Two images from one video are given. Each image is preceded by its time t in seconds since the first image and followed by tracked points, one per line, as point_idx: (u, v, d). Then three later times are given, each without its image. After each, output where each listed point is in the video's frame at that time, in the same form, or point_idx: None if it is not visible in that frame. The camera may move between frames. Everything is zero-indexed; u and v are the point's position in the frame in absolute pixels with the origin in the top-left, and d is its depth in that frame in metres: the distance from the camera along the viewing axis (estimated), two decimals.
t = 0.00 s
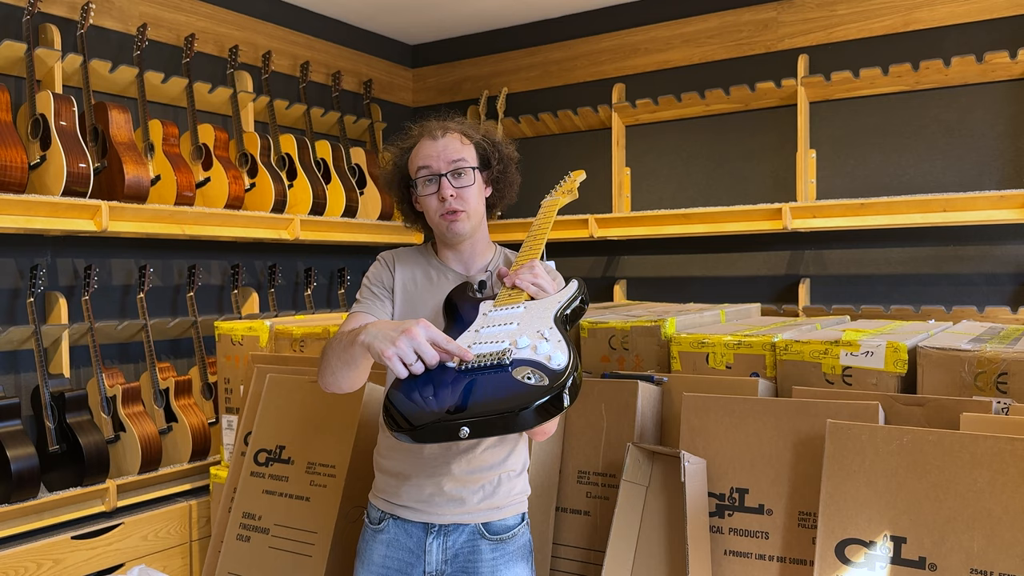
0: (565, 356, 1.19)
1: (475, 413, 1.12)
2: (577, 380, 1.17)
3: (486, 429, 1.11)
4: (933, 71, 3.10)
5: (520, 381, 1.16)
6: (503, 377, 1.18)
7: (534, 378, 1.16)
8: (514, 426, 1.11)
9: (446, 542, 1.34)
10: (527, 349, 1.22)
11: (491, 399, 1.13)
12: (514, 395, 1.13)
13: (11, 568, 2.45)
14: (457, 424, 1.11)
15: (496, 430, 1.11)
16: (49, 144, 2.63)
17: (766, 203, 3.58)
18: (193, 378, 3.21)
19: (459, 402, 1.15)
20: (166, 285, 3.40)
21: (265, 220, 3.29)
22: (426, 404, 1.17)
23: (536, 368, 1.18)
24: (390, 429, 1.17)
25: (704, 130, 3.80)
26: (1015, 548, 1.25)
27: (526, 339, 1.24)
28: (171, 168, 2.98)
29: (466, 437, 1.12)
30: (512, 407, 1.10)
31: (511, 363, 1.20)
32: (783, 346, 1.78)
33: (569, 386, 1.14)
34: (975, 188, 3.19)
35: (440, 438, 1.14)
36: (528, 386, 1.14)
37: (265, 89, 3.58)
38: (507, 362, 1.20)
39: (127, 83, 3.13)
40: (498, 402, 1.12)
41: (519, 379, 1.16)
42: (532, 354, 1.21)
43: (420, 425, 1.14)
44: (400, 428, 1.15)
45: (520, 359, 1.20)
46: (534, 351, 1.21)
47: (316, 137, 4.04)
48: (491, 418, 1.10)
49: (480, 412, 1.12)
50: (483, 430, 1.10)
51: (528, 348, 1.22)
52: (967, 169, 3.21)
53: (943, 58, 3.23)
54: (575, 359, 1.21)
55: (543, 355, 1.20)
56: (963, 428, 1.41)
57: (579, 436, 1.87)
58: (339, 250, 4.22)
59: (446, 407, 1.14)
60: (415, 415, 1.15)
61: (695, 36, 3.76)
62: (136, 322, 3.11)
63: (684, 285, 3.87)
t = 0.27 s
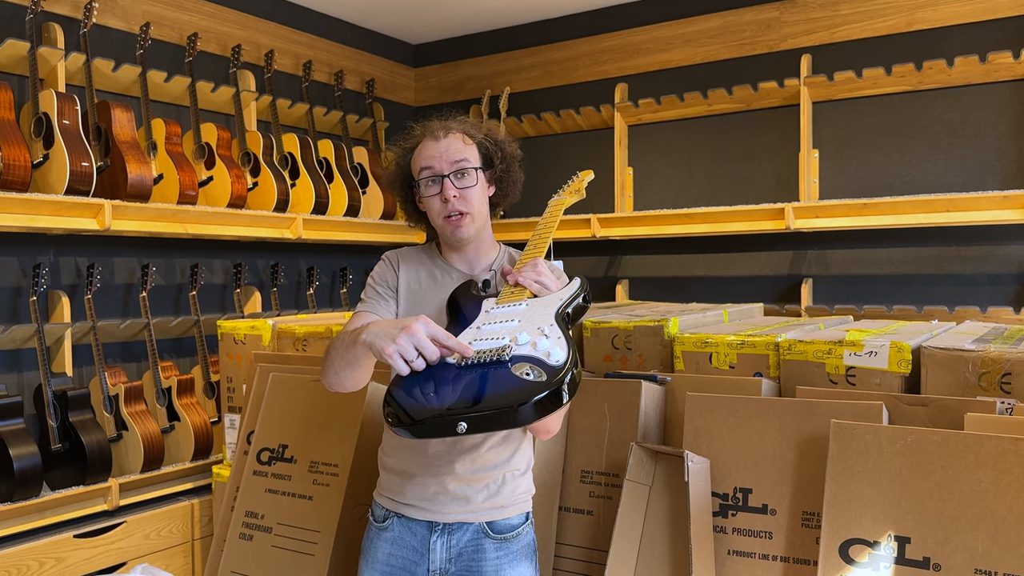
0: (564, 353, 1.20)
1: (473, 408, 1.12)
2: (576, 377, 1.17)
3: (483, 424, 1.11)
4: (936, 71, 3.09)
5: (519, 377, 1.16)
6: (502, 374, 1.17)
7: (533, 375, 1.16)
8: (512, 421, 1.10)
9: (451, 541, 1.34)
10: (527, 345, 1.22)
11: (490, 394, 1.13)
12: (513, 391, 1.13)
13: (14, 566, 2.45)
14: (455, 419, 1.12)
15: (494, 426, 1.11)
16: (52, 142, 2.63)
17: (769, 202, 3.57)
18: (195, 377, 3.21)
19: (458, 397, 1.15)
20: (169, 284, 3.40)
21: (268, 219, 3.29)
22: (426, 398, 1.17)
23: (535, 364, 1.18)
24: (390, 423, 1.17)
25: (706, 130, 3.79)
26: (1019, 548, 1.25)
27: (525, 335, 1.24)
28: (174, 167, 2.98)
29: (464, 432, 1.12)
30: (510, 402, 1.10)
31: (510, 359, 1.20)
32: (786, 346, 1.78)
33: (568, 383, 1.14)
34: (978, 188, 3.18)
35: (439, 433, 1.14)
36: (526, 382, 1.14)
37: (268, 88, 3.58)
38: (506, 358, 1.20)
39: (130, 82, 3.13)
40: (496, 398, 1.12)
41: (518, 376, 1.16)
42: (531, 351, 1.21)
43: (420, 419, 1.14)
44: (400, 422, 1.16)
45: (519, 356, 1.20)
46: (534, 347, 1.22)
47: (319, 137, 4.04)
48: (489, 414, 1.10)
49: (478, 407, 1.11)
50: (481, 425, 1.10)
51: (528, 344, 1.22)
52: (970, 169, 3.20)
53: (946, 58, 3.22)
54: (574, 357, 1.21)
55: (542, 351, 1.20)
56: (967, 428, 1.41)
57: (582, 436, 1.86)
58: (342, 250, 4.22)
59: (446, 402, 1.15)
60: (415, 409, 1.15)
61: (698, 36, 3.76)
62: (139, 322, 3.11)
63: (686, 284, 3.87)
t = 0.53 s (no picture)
0: (563, 356, 1.19)
1: (474, 412, 1.12)
2: (575, 380, 1.17)
3: (483, 428, 1.11)
4: (939, 72, 3.09)
5: (519, 380, 1.15)
6: (502, 377, 1.17)
7: (532, 378, 1.15)
8: (513, 423, 1.11)
9: (454, 541, 1.34)
10: (527, 348, 1.21)
11: (490, 397, 1.13)
12: (513, 394, 1.13)
13: (16, 566, 2.45)
14: (456, 423, 1.12)
15: (495, 430, 1.11)
16: (55, 141, 2.63)
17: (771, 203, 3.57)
18: (197, 376, 3.22)
19: (458, 400, 1.15)
20: (171, 283, 3.40)
21: (270, 219, 3.30)
22: (426, 400, 1.16)
23: (534, 367, 1.17)
24: (391, 425, 1.17)
25: (709, 130, 3.79)
26: None
27: (525, 338, 1.23)
28: (176, 167, 2.98)
29: (462, 435, 1.12)
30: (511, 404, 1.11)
31: (509, 362, 1.19)
32: (789, 347, 1.78)
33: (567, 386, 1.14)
34: (981, 189, 3.18)
35: (439, 435, 1.14)
36: (525, 386, 1.14)
37: (270, 88, 3.58)
38: (506, 361, 1.19)
39: (133, 81, 3.13)
40: (497, 402, 1.12)
41: (517, 379, 1.15)
42: (530, 354, 1.20)
43: (421, 421, 1.14)
44: (401, 424, 1.15)
45: (519, 358, 1.19)
46: (533, 350, 1.21)
47: (321, 136, 4.04)
48: (490, 418, 1.10)
49: (479, 411, 1.11)
50: (482, 430, 1.10)
51: (527, 347, 1.21)
52: (973, 170, 3.20)
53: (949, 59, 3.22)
54: (573, 361, 1.20)
55: (542, 354, 1.19)
56: (971, 429, 1.41)
57: (584, 436, 1.86)
58: (344, 249, 4.22)
59: (447, 404, 1.14)
60: (415, 412, 1.15)
61: (701, 36, 3.76)
62: (141, 321, 3.12)
63: (689, 285, 3.86)
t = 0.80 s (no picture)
0: (564, 365, 1.19)
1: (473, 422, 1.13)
2: (576, 388, 1.18)
3: (482, 438, 1.12)
4: (942, 73, 3.08)
5: (518, 390, 1.16)
6: (502, 386, 1.17)
7: (532, 388, 1.16)
8: (514, 433, 1.11)
9: (458, 542, 1.34)
10: (528, 356, 1.21)
11: (489, 406, 1.14)
12: (512, 404, 1.13)
13: (18, 565, 2.45)
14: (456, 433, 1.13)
15: (495, 441, 1.12)
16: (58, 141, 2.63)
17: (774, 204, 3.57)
18: (200, 376, 3.22)
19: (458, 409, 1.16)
20: (174, 283, 3.40)
21: (273, 218, 3.30)
22: (428, 409, 1.18)
23: (535, 376, 1.18)
24: (393, 432, 1.20)
25: (712, 131, 3.79)
26: None
27: (527, 345, 1.23)
28: (179, 166, 2.98)
29: (462, 444, 1.13)
30: (513, 414, 1.12)
31: (511, 370, 1.20)
32: (793, 348, 1.77)
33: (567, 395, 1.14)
34: (984, 190, 3.17)
35: (441, 443, 1.16)
36: (525, 396, 1.14)
37: (273, 87, 3.58)
38: (507, 370, 1.20)
39: (136, 80, 3.13)
40: (496, 412, 1.13)
41: (517, 388, 1.16)
42: (531, 362, 1.20)
43: (421, 429, 1.16)
44: (402, 432, 1.18)
45: (520, 367, 1.20)
46: (534, 358, 1.21)
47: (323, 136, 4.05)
48: (489, 429, 1.11)
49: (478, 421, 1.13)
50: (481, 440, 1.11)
51: (529, 355, 1.22)
52: (976, 171, 3.19)
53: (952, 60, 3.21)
54: (575, 368, 1.20)
55: (543, 363, 1.19)
56: (975, 431, 1.41)
57: (588, 437, 1.86)
58: (346, 249, 4.22)
59: (447, 412, 1.16)
60: (418, 421, 1.17)
61: (704, 36, 3.76)
62: (143, 320, 3.12)
63: (691, 285, 3.86)
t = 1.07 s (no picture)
0: (564, 370, 1.18)
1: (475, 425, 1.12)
2: (577, 392, 1.17)
3: (484, 442, 1.11)
4: (946, 74, 3.08)
5: (519, 395, 1.15)
6: (502, 390, 1.16)
7: (531, 393, 1.15)
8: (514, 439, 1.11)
9: (461, 543, 1.34)
10: (529, 360, 1.21)
11: (490, 412, 1.13)
12: (513, 409, 1.13)
13: (20, 565, 2.45)
14: (458, 437, 1.12)
15: (494, 446, 1.12)
16: (61, 140, 2.63)
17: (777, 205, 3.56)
18: (202, 376, 3.22)
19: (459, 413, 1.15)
20: (176, 283, 3.40)
21: (275, 218, 3.29)
22: (428, 413, 1.16)
23: (535, 381, 1.17)
24: (392, 436, 1.18)
25: (715, 131, 3.79)
26: None
27: (527, 349, 1.22)
28: (182, 166, 2.98)
29: (462, 450, 1.12)
30: (514, 420, 1.11)
31: (512, 374, 1.18)
32: (796, 349, 1.77)
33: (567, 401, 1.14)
34: (987, 192, 3.17)
35: (441, 448, 1.14)
36: (524, 401, 1.13)
37: (276, 87, 3.58)
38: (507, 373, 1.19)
39: (139, 80, 3.14)
40: (498, 417, 1.12)
41: (516, 393, 1.15)
42: (532, 367, 1.20)
43: (421, 434, 1.14)
44: (401, 436, 1.16)
45: (520, 371, 1.19)
46: (534, 363, 1.20)
47: (326, 136, 4.05)
48: (490, 433, 1.11)
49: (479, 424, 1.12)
50: (482, 444, 1.11)
51: (529, 359, 1.21)
52: (979, 173, 3.19)
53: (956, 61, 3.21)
54: (575, 373, 1.19)
55: (543, 367, 1.19)
56: (979, 432, 1.41)
57: (591, 438, 1.86)
58: (349, 249, 4.22)
59: (447, 417, 1.15)
60: (418, 425, 1.15)
61: (707, 37, 3.75)
62: (146, 320, 3.12)
63: (693, 286, 3.86)
